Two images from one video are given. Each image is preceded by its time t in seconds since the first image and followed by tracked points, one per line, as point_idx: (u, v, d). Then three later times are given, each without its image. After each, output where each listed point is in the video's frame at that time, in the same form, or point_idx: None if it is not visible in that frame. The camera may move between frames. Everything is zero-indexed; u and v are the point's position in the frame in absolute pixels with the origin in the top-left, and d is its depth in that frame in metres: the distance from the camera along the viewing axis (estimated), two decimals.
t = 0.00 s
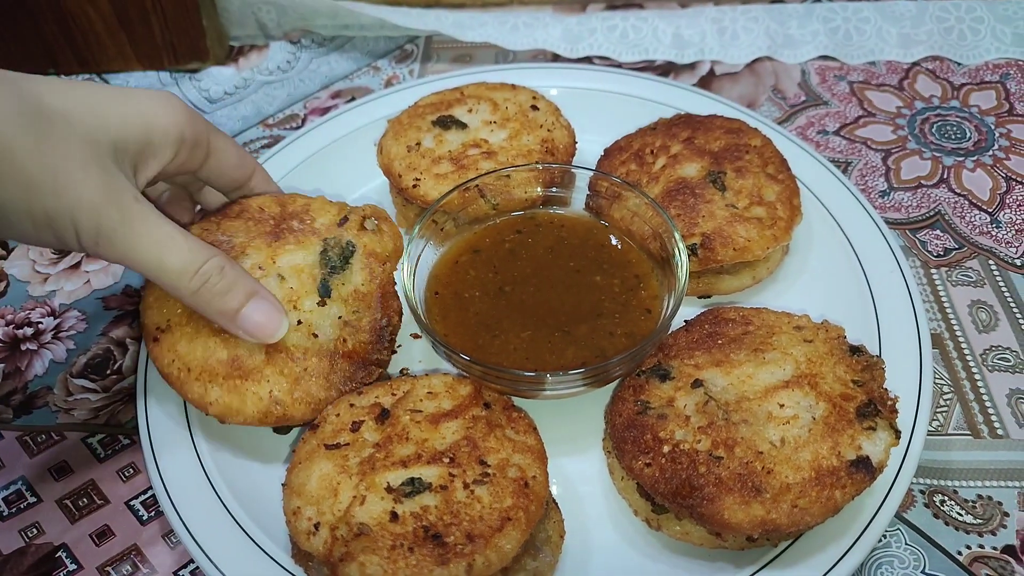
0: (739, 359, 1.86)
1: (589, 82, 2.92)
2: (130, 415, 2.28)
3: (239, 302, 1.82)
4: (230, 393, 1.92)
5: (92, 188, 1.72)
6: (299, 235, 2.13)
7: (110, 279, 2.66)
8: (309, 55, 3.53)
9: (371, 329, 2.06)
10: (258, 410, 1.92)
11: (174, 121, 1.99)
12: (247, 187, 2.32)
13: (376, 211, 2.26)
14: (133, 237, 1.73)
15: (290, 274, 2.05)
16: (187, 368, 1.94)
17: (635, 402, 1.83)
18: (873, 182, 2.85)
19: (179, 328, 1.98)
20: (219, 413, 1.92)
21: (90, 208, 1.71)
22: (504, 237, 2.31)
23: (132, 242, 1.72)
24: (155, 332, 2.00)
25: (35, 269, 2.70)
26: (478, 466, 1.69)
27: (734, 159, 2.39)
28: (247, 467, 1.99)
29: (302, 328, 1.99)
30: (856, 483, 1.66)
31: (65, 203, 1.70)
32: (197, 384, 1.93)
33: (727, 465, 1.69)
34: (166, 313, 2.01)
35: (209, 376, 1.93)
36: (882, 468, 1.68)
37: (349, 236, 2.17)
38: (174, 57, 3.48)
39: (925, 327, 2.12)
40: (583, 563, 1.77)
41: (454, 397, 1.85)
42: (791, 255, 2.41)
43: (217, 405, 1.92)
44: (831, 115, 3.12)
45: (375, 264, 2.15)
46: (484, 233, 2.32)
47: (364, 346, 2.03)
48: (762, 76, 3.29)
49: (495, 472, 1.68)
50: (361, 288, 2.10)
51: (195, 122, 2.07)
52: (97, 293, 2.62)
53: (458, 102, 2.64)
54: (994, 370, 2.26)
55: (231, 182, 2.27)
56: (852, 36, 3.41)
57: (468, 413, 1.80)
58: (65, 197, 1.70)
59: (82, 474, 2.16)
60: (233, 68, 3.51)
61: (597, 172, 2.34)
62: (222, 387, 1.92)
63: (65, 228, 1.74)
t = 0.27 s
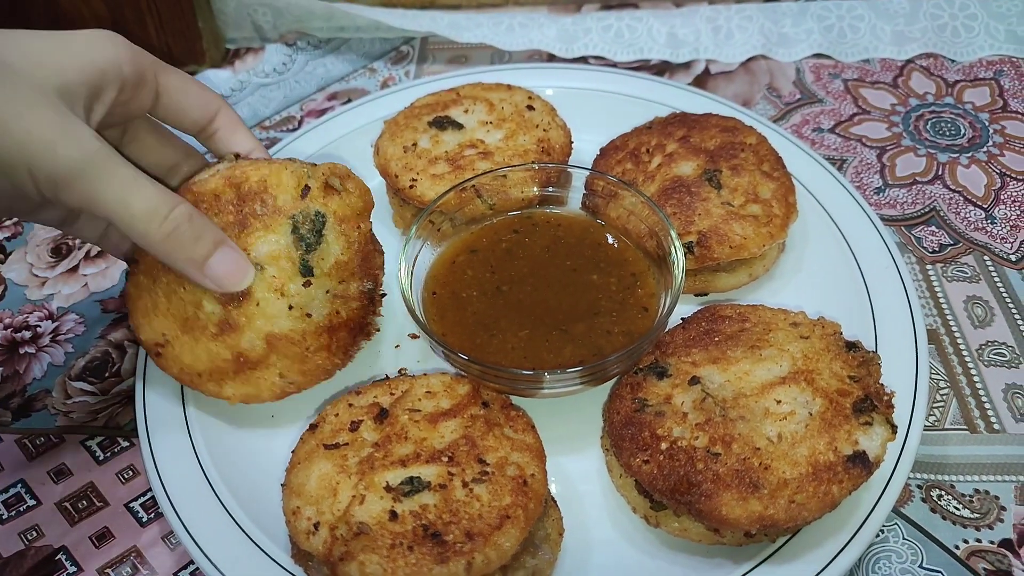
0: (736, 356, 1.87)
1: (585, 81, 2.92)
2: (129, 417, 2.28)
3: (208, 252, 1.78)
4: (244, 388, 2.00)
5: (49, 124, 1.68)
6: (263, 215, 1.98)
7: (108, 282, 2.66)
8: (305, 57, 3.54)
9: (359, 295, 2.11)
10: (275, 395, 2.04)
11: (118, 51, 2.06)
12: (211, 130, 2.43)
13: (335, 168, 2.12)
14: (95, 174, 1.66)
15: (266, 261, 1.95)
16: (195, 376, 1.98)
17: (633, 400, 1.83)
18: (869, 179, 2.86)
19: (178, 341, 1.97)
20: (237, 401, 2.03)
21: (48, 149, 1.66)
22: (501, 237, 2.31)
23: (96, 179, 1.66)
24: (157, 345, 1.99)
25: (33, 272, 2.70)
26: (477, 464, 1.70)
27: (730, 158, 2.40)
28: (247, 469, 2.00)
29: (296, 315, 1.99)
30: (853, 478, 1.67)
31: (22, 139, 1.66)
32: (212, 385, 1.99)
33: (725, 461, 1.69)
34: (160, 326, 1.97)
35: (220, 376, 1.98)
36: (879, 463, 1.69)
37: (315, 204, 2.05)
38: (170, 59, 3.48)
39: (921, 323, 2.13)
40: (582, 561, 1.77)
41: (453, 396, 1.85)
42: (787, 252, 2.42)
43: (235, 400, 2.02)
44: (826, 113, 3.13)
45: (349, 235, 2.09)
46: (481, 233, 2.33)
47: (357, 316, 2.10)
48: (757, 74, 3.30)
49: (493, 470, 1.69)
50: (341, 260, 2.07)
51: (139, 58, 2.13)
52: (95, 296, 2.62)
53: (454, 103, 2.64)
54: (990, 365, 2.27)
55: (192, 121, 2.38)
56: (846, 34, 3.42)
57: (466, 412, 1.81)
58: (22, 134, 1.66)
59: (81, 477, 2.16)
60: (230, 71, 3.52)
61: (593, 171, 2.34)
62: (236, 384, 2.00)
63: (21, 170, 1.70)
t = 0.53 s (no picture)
0: (733, 353, 1.86)
1: (582, 78, 2.92)
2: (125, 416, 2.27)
3: (189, 182, 1.82)
4: (216, 338, 1.94)
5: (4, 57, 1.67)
6: (255, 171, 2.12)
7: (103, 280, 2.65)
8: (301, 55, 3.53)
9: (338, 259, 2.17)
10: (246, 348, 1.97)
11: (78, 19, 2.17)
12: (169, 117, 2.46)
13: (323, 141, 2.22)
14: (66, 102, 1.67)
15: (254, 211, 2.06)
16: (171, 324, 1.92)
17: (630, 398, 1.83)
18: (865, 177, 2.86)
19: (152, 280, 1.93)
20: (205, 359, 1.94)
21: (27, 94, 1.66)
22: (498, 235, 2.31)
23: (67, 112, 1.67)
24: (124, 281, 1.92)
25: (28, 271, 2.70)
26: (474, 462, 1.69)
27: (726, 155, 2.40)
28: (241, 471, 1.98)
29: (276, 267, 2.04)
30: (851, 475, 1.67)
31: None
32: (181, 333, 1.92)
33: (722, 459, 1.69)
34: (134, 262, 1.94)
35: (193, 323, 1.93)
36: (877, 460, 1.68)
37: (303, 168, 2.16)
38: (166, 58, 3.47)
39: (918, 321, 2.13)
40: (580, 559, 1.77)
41: (450, 394, 1.85)
42: (784, 250, 2.41)
43: (205, 350, 1.93)
44: (823, 110, 3.13)
45: (332, 198, 2.18)
46: (478, 231, 2.32)
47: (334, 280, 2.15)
48: (754, 72, 3.30)
49: (491, 468, 1.69)
50: (323, 222, 2.15)
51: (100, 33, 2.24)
52: (90, 294, 2.61)
53: (451, 100, 2.64)
54: (987, 362, 2.27)
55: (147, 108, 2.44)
56: (843, 31, 3.42)
57: (463, 410, 1.81)
58: None
59: (77, 476, 2.15)
60: (225, 69, 3.50)
61: (589, 168, 2.33)
62: (208, 333, 1.94)
63: None
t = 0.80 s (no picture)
0: (735, 349, 1.85)
1: (583, 72, 2.90)
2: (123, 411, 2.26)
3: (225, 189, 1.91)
4: (249, 336, 1.98)
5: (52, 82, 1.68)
6: (285, 187, 2.23)
7: (102, 274, 2.64)
8: (301, 49, 3.51)
9: (361, 274, 2.22)
10: (275, 349, 1.99)
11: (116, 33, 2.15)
12: (193, 127, 2.46)
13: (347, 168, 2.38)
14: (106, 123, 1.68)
15: (285, 223, 2.17)
16: (205, 319, 1.95)
17: (631, 393, 1.82)
18: (867, 172, 2.85)
19: (190, 275, 1.98)
20: (237, 356, 1.97)
21: (79, 123, 1.68)
22: (498, 230, 2.30)
23: (111, 133, 1.70)
24: (165, 278, 1.97)
25: (26, 265, 2.68)
26: (474, 458, 1.68)
27: (728, 150, 2.38)
28: (239, 466, 1.97)
29: (305, 276, 2.12)
30: (852, 471, 1.66)
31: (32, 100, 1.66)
32: (215, 330, 1.95)
33: (724, 455, 1.68)
34: (173, 259, 1.99)
35: (227, 321, 1.97)
36: (879, 456, 1.68)
37: (329, 190, 2.30)
38: (164, 50, 3.45)
39: (921, 316, 2.12)
40: (580, 555, 1.76)
41: (449, 389, 1.84)
42: (785, 245, 2.40)
43: (237, 347, 1.96)
44: (825, 106, 3.11)
45: (357, 218, 2.30)
46: (478, 225, 2.31)
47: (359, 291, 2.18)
48: (755, 67, 3.28)
49: (491, 464, 1.68)
50: (348, 239, 2.26)
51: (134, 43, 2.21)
52: (88, 289, 2.60)
53: (451, 94, 2.62)
54: (989, 359, 2.26)
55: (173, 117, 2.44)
56: (845, 26, 3.40)
57: (463, 405, 1.80)
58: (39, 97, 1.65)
59: (75, 471, 2.14)
60: (224, 62, 3.49)
61: (590, 163, 2.31)
62: (241, 331, 1.97)
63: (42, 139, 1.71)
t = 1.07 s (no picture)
0: (734, 343, 1.84)
1: (582, 66, 2.88)
2: (118, 405, 2.25)
3: (241, 216, 1.95)
4: (258, 346, 1.93)
5: (68, 138, 1.69)
6: (296, 211, 2.23)
7: (97, 268, 2.63)
8: (298, 41, 3.49)
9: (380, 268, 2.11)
10: (287, 354, 1.92)
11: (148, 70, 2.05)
12: (224, 149, 2.35)
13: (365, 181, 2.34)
14: (115, 171, 1.71)
15: (296, 240, 2.15)
16: (216, 337, 1.95)
17: (630, 387, 1.81)
18: (867, 167, 2.83)
19: (202, 306, 2.01)
20: (248, 368, 1.93)
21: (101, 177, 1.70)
22: (496, 223, 2.28)
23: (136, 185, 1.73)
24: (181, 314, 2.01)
25: (20, 258, 2.67)
26: (471, 452, 1.67)
27: (728, 144, 2.37)
28: (234, 460, 1.95)
29: (316, 280, 2.06)
30: (852, 466, 1.65)
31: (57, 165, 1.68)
32: (226, 345, 1.94)
33: (722, 449, 1.67)
34: (189, 295, 2.03)
35: (236, 335, 1.95)
36: (879, 451, 1.67)
37: (343, 202, 2.26)
38: (160, 43, 3.43)
39: (921, 311, 2.10)
40: (577, 550, 1.75)
41: (447, 383, 1.83)
42: (785, 239, 2.39)
43: (248, 358, 1.92)
44: (825, 100, 3.10)
45: (372, 220, 2.23)
46: (476, 219, 2.29)
47: (379, 285, 2.07)
48: (755, 61, 3.26)
49: (488, 458, 1.66)
50: (363, 240, 2.18)
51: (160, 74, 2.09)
52: (83, 282, 2.58)
53: (449, 87, 2.60)
54: (989, 354, 2.25)
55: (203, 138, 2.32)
56: (846, 20, 3.38)
57: (461, 399, 1.78)
58: (47, 151, 1.66)
59: (70, 465, 2.13)
60: (221, 55, 3.46)
61: (589, 156, 2.31)
62: (251, 343, 1.94)
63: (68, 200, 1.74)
